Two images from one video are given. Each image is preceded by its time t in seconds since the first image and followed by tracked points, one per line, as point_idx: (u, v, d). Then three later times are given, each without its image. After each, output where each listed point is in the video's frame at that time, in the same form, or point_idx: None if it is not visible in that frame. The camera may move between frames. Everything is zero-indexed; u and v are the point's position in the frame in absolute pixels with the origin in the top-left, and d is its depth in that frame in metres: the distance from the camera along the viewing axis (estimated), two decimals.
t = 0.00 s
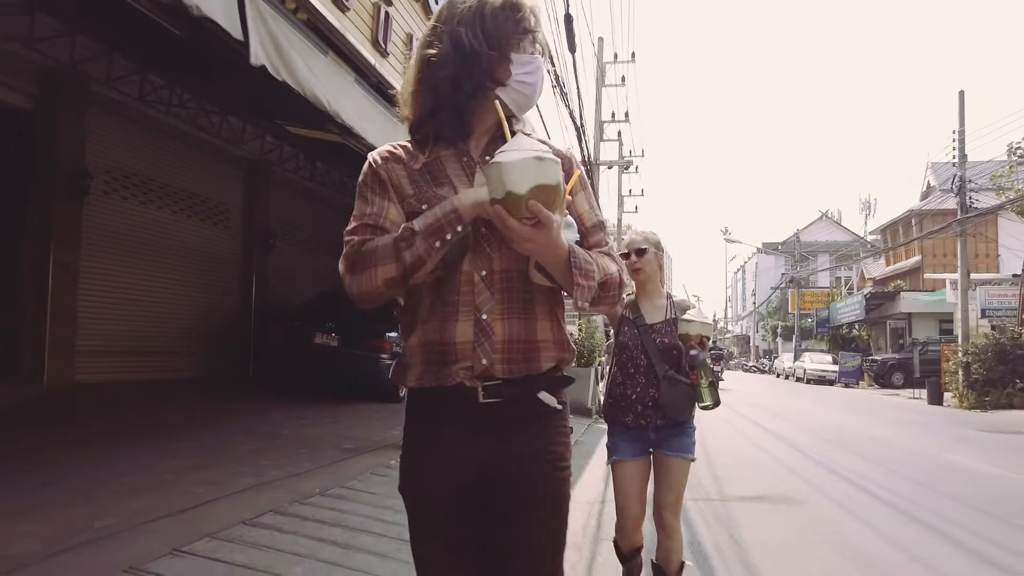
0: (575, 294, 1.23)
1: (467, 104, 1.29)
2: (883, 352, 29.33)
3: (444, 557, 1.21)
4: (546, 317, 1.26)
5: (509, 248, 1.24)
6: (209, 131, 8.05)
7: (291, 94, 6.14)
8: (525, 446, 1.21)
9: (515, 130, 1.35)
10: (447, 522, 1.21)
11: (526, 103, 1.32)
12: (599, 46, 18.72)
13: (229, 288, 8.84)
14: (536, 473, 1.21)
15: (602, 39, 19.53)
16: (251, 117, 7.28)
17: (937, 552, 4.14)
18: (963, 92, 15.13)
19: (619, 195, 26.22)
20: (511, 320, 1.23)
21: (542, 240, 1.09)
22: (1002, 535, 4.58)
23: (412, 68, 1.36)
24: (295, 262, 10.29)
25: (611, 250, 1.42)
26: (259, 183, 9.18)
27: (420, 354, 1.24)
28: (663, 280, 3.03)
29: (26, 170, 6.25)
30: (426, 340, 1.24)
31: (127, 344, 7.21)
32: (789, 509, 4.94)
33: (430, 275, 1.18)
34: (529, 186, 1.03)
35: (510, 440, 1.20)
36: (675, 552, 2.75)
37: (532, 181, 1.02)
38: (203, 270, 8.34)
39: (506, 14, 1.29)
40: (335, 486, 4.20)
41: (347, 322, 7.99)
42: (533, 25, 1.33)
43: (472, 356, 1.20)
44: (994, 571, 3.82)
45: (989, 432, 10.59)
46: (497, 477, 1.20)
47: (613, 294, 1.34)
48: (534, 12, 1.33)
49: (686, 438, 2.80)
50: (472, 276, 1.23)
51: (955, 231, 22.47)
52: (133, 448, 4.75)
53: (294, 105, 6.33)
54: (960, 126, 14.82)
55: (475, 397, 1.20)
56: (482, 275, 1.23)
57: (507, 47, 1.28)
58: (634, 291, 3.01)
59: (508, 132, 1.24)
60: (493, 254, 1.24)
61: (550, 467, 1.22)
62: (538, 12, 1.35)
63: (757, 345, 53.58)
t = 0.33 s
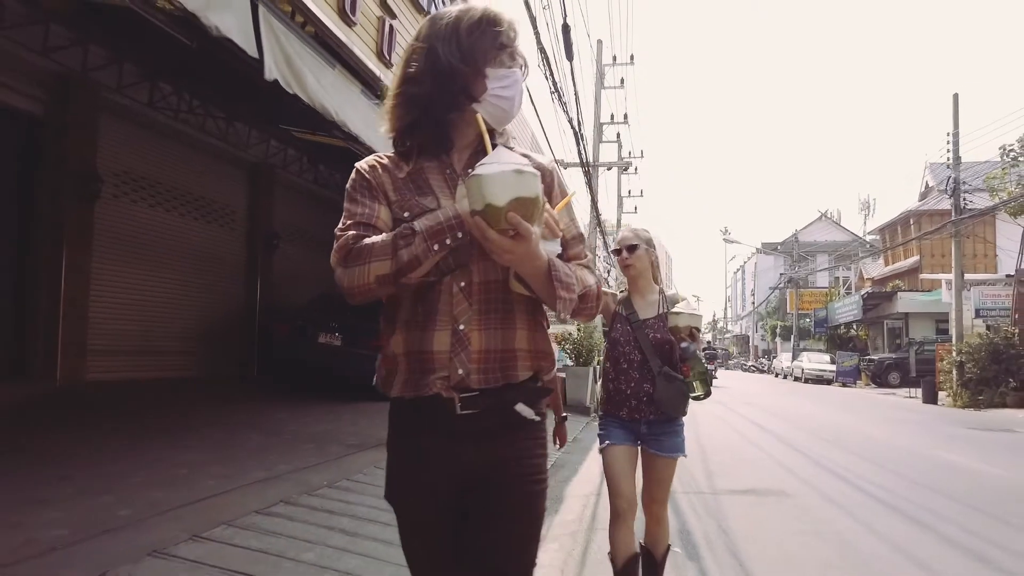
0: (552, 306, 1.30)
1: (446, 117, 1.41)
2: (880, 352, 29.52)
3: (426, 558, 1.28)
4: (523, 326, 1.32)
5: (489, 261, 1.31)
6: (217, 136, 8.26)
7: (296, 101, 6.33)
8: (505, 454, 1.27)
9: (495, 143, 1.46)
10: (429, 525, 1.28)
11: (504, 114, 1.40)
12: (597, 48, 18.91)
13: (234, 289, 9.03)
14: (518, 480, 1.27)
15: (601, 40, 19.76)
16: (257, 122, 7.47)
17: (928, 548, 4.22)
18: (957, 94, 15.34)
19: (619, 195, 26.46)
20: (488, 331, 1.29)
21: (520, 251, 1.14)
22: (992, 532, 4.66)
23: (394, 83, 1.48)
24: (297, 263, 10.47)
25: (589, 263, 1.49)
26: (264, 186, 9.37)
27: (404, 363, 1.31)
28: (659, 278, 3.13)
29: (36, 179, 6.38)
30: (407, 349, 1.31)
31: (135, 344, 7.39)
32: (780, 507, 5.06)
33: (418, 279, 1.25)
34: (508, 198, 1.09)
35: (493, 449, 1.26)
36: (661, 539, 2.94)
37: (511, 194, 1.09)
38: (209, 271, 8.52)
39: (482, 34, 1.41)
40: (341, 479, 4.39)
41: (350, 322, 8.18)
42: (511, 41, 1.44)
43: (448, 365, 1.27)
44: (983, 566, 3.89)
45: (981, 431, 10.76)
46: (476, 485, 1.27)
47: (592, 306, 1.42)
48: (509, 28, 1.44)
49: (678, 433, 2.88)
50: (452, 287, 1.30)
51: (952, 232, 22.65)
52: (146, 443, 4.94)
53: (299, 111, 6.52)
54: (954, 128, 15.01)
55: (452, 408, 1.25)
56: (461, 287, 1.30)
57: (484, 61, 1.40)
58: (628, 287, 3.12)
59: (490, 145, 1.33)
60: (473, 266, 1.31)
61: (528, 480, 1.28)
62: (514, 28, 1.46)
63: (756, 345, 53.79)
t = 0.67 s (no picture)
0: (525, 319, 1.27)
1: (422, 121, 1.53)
2: (878, 352, 29.73)
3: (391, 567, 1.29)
4: (500, 335, 1.35)
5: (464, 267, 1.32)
6: (225, 144, 8.46)
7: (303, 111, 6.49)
8: (481, 461, 1.29)
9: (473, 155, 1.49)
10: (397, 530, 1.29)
11: (470, 105, 1.43)
12: (596, 53, 19.19)
13: (240, 292, 9.22)
14: (494, 488, 1.30)
15: (601, 44, 20.08)
16: (263, 130, 7.64)
17: (914, 547, 4.34)
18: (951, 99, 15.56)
19: (618, 197, 26.80)
20: (463, 336, 1.31)
21: (487, 263, 1.14)
22: (980, 532, 4.79)
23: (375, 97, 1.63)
24: (301, 266, 10.66)
25: (572, 274, 1.49)
26: (269, 191, 9.55)
27: (379, 365, 1.33)
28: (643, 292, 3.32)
29: (47, 186, 6.63)
30: (383, 353, 1.33)
31: (145, 347, 7.56)
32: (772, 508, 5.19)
33: (392, 286, 1.27)
34: (472, 208, 1.08)
35: (465, 456, 1.28)
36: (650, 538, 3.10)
37: (475, 203, 1.08)
38: (216, 275, 8.70)
39: (445, 38, 1.54)
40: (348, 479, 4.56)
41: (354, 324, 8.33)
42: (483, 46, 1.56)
43: (422, 369, 1.29)
44: (968, 565, 3.99)
45: (973, 431, 10.92)
46: (445, 494, 1.28)
47: (570, 321, 1.43)
48: (475, 31, 1.55)
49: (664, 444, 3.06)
50: (428, 291, 1.32)
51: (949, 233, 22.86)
52: (161, 443, 5.12)
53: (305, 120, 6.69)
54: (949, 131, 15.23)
55: (428, 412, 1.28)
56: (437, 291, 1.32)
57: (449, 62, 1.51)
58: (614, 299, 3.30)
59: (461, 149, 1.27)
60: (448, 272, 1.32)
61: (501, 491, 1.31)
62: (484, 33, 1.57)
63: (756, 345, 54.04)
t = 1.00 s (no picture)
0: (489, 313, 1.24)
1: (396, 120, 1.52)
2: (876, 352, 29.93)
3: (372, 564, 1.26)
4: (479, 330, 1.32)
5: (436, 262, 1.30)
6: (231, 148, 8.62)
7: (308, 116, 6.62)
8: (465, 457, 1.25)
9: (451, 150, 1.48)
10: (376, 528, 1.25)
11: (431, 99, 1.41)
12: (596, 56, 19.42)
13: (245, 294, 9.37)
14: (479, 486, 1.25)
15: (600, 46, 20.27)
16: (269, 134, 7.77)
17: (911, 548, 4.40)
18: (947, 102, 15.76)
19: (618, 198, 27.04)
20: (439, 331, 1.30)
21: (439, 253, 1.09)
22: (974, 530, 4.91)
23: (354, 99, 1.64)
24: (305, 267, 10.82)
25: (551, 264, 1.46)
26: (273, 194, 9.69)
27: (358, 365, 1.32)
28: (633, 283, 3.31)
29: (58, 191, 6.80)
30: (362, 351, 1.32)
31: (151, 346, 7.70)
32: (767, 507, 5.31)
33: (363, 287, 1.27)
34: (418, 197, 1.04)
35: (444, 453, 1.24)
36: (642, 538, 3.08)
37: (421, 192, 1.04)
38: (221, 277, 8.85)
39: (407, 34, 1.51)
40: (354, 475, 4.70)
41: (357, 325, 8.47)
42: (451, 40, 1.50)
43: (398, 365, 1.28)
44: (962, 566, 4.05)
45: (968, 430, 11.05)
46: (424, 491, 1.23)
47: (544, 312, 1.39)
48: (438, 22, 1.50)
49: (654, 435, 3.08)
50: (402, 289, 1.31)
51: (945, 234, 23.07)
52: (173, 440, 5.28)
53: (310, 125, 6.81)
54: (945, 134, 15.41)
55: (406, 409, 1.25)
56: (411, 288, 1.31)
57: (412, 59, 1.48)
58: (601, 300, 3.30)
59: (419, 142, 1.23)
60: (421, 267, 1.30)
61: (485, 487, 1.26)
62: (449, 23, 1.51)
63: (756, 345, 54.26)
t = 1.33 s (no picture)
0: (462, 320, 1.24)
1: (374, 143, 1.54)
2: (875, 352, 30.09)
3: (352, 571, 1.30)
4: (446, 338, 1.33)
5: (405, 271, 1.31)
6: (239, 151, 8.78)
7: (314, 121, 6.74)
8: (435, 466, 1.27)
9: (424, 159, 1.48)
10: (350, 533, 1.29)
11: (400, 110, 1.45)
12: (596, 58, 19.64)
13: (250, 294, 9.51)
14: (452, 494, 1.29)
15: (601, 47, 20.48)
16: (274, 136, 7.90)
17: (909, 546, 4.45)
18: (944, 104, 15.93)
19: (618, 198, 27.27)
20: (407, 340, 1.30)
21: (408, 259, 1.11)
22: (967, 527, 5.01)
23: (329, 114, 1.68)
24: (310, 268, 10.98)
25: (519, 276, 1.45)
26: (279, 196, 9.83)
27: (327, 372, 1.34)
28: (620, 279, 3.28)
29: (69, 194, 6.98)
30: (331, 359, 1.34)
31: (159, 346, 7.83)
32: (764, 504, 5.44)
33: (325, 296, 1.29)
34: (390, 201, 1.08)
35: (413, 461, 1.26)
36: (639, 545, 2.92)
37: (393, 197, 1.07)
38: (227, 278, 8.98)
39: (380, 47, 1.54)
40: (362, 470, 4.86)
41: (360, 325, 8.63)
42: (424, 53, 1.54)
43: (366, 373, 1.29)
44: (960, 564, 4.10)
45: (964, 429, 11.15)
46: (397, 499, 1.26)
47: (512, 322, 1.39)
48: (411, 37, 1.54)
49: (651, 432, 3.02)
50: (369, 297, 1.32)
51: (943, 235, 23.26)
52: (185, 436, 5.44)
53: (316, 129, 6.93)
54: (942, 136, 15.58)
55: (374, 416, 1.27)
56: (377, 295, 1.32)
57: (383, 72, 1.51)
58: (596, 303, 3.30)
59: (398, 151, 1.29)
60: (388, 276, 1.31)
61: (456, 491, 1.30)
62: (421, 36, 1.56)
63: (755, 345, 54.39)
